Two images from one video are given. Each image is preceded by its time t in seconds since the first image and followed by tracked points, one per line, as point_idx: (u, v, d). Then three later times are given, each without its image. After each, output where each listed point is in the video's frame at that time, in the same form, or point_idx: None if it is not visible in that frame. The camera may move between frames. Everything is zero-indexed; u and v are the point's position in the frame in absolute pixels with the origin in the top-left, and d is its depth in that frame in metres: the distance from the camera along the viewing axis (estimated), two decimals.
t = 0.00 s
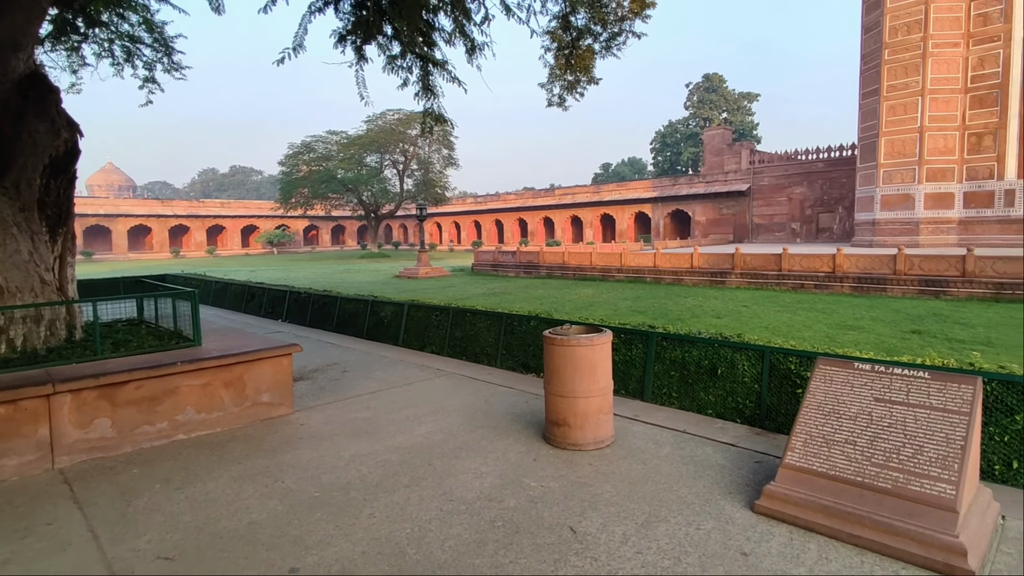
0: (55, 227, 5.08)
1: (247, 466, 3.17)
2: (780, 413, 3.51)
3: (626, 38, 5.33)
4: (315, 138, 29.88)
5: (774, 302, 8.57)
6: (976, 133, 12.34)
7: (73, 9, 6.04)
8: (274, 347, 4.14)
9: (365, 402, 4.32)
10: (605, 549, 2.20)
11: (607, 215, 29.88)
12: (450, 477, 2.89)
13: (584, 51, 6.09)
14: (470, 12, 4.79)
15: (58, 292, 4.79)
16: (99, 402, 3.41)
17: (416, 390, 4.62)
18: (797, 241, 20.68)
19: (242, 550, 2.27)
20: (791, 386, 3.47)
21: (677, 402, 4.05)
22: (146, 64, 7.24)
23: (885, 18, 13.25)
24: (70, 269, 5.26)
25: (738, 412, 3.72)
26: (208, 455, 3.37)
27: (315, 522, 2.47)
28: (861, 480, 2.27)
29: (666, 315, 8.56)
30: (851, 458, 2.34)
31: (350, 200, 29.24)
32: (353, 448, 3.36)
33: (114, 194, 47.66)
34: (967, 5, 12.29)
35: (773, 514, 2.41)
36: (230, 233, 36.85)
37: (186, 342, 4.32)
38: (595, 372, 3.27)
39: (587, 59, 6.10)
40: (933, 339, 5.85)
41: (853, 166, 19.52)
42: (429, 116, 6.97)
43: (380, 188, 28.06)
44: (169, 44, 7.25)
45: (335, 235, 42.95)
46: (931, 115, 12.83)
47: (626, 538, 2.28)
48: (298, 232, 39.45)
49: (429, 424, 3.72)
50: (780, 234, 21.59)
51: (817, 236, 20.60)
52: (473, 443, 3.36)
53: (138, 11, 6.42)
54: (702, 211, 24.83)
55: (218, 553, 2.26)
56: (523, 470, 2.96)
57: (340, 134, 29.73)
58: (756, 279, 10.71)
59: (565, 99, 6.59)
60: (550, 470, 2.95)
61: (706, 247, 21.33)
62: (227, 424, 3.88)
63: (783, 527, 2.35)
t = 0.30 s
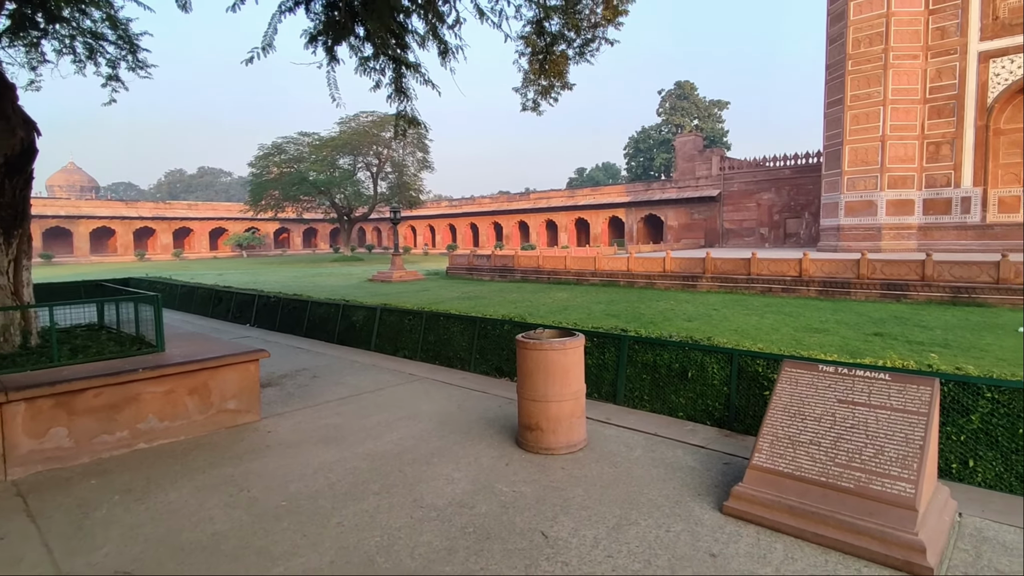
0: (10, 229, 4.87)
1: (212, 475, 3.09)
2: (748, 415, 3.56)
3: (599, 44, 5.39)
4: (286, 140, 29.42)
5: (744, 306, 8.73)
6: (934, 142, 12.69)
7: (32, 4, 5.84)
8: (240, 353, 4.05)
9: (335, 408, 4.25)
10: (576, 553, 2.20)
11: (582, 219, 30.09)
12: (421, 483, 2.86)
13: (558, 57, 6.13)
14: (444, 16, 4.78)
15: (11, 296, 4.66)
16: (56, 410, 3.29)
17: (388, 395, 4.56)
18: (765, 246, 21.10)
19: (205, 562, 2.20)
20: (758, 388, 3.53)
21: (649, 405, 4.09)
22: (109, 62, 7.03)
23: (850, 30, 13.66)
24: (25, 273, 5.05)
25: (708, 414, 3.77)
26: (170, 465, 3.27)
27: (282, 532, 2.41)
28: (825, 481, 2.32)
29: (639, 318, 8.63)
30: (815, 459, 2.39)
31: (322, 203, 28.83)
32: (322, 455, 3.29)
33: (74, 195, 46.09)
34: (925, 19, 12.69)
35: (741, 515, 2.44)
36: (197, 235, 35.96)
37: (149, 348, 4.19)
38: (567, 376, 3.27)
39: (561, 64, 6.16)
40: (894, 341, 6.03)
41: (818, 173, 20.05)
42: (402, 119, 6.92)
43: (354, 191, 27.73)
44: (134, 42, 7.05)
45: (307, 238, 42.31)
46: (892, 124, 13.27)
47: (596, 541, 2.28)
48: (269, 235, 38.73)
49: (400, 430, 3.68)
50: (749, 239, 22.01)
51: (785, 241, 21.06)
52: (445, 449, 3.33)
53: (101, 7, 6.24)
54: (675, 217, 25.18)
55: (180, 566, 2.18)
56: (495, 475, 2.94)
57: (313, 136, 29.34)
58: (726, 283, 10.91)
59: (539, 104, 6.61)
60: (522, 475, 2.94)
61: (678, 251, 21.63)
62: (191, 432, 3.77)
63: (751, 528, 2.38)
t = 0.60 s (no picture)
0: None
1: (173, 487, 2.99)
2: (716, 419, 3.61)
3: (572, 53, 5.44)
4: (255, 142, 28.87)
5: (714, 312, 8.87)
6: (894, 152, 13.41)
7: None
8: (204, 361, 3.94)
9: (303, 416, 4.17)
10: (547, 561, 2.19)
11: (555, 225, 30.27)
12: (391, 492, 2.82)
13: (531, 64, 6.18)
14: (416, 21, 4.76)
15: None
16: (6, 421, 3.15)
17: (358, 403, 4.49)
18: (734, 253, 21.51)
19: None
20: (726, 393, 3.58)
21: (620, 410, 4.12)
22: (69, 60, 6.80)
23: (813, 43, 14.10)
24: None
25: (678, 418, 3.81)
26: (129, 477, 3.16)
27: (245, 545, 2.35)
28: (790, 484, 2.37)
29: (611, 324, 8.70)
30: (781, 463, 2.44)
31: (292, 206, 28.34)
32: (289, 465, 3.22)
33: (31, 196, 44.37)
34: (885, 34, 13.33)
35: (709, 519, 2.47)
36: (162, 239, 34.97)
37: (107, 355, 4.05)
38: (539, 382, 3.27)
39: (535, 71, 6.20)
40: (857, 345, 6.21)
41: (784, 182, 20.57)
42: (374, 122, 6.85)
43: (325, 195, 27.32)
44: (96, 40, 6.84)
45: (276, 242, 41.56)
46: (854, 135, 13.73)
47: (568, 549, 2.28)
48: (236, 239, 37.92)
49: (370, 438, 3.62)
50: (718, 246, 22.40)
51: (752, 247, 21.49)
52: (416, 456, 3.29)
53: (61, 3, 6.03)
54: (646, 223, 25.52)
55: None
56: (466, 483, 2.92)
57: (283, 139, 28.89)
58: (696, 289, 11.08)
59: (513, 110, 6.64)
60: (493, 483, 2.93)
61: (649, 257, 21.90)
62: (152, 443, 3.65)
63: (719, 532, 2.41)
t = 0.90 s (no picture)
0: None
1: (131, 502, 2.88)
2: (685, 425, 3.65)
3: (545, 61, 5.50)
4: (223, 146, 28.29)
5: (685, 320, 8.99)
6: (855, 164, 13.86)
7: None
8: (165, 370, 3.83)
9: (269, 427, 4.07)
10: (517, 571, 2.18)
11: (529, 232, 30.36)
12: (358, 504, 2.77)
13: (504, 72, 6.21)
14: (388, 27, 4.74)
15: None
16: None
17: (326, 412, 4.41)
18: (703, 261, 21.88)
19: None
20: (695, 399, 3.62)
21: (591, 417, 4.13)
22: (27, 58, 6.57)
23: (778, 57, 14.47)
24: None
25: (648, 425, 3.84)
26: (83, 492, 3.03)
27: (206, 561, 2.27)
28: (756, 489, 2.40)
29: (584, 331, 8.75)
30: (746, 468, 2.48)
31: (261, 212, 27.79)
32: (253, 477, 3.14)
33: None
34: (846, 50, 13.82)
35: (678, 525, 2.49)
36: (124, 244, 33.89)
37: (63, 365, 3.89)
38: (510, 389, 3.26)
39: (508, 79, 6.23)
40: (821, 351, 6.36)
41: (751, 191, 21.05)
42: (344, 128, 6.79)
43: (295, 200, 26.88)
44: (56, 38, 6.62)
45: (244, 248, 40.70)
46: (818, 147, 14.09)
47: (537, 558, 2.27)
48: (202, 244, 36.99)
49: (338, 449, 3.55)
50: (688, 253, 22.74)
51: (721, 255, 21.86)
52: (385, 467, 3.24)
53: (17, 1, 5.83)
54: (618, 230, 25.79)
55: None
56: (435, 493, 2.89)
57: (252, 142, 28.38)
58: (667, 296, 11.22)
59: (486, 117, 6.65)
60: (463, 492, 2.90)
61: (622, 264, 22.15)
62: (110, 456, 3.52)
63: (687, 538, 2.43)
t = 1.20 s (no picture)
0: None
1: (87, 518, 2.78)
2: (656, 432, 3.69)
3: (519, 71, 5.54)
4: (191, 150, 27.73)
5: (657, 328, 9.11)
6: (819, 176, 14.27)
7: None
8: (125, 381, 3.71)
9: (235, 439, 3.98)
10: None
11: (504, 240, 30.40)
12: (326, 517, 2.71)
13: (478, 81, 6.23)
14: (361, 35, 4.73)
15: None
16: None
17: (295, 423, 4.32)
18: (675, 269, 22.21)
19: None
20: (666, 406, 3.66)
21: (564, 425, 4.14)
22: None
23: (746, 72, 14.83)
24: None
25: (620, 433, 3.87)
26: (36, 508, 2.91)
27: None
28: (724, 495, 2.44)
29: (558, 339, 8.78)
30: (715, 474, 2.51)
31: (230, 218, 27.24)
32: (218, 490, 3.06)
33: None
34: (810, 66, 14.27)
35: (648, 532, 2.50)
36: (86, 250, 32.82)
37: (16, 376, 3.74)
38: (482, 399, 3.24)
39: (482, 88, 6.26)
40: (787, 359, 6.50)
41: (722, 202, 21.48)
42: (316, 134, 6.72)
43: (265, 206, 26.42)
44: (16, 38, 6.42)
45: (213, 255, 39.85)
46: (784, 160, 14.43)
47: (508, 569, 2.26)
48: (169, 251, 36.08)
49: (306, 461, 3.49)
50: (661, 262, 23.03)
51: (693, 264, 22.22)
52: (354, 478, 3.19)
53: None
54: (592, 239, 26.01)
55: None
56: (405, 505, 2.85)
57: (221, 147, 27.87)
58: (639, 304, 11.34)
59: (460, 125, 6.67)
60: (434, 503, 2.87)
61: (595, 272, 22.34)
62: (65, 470, 3.38)
63: (656, 546, 2.44)
